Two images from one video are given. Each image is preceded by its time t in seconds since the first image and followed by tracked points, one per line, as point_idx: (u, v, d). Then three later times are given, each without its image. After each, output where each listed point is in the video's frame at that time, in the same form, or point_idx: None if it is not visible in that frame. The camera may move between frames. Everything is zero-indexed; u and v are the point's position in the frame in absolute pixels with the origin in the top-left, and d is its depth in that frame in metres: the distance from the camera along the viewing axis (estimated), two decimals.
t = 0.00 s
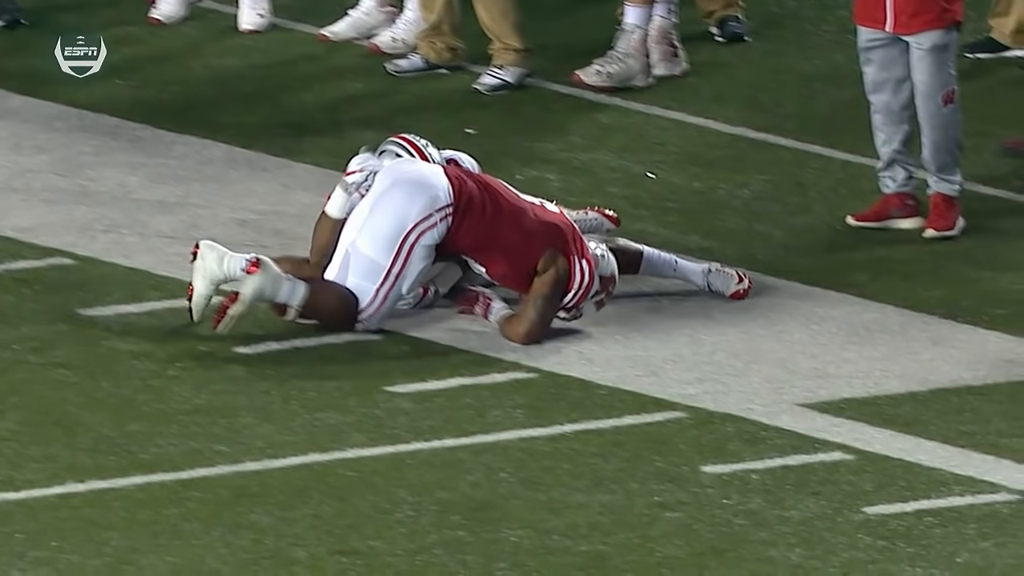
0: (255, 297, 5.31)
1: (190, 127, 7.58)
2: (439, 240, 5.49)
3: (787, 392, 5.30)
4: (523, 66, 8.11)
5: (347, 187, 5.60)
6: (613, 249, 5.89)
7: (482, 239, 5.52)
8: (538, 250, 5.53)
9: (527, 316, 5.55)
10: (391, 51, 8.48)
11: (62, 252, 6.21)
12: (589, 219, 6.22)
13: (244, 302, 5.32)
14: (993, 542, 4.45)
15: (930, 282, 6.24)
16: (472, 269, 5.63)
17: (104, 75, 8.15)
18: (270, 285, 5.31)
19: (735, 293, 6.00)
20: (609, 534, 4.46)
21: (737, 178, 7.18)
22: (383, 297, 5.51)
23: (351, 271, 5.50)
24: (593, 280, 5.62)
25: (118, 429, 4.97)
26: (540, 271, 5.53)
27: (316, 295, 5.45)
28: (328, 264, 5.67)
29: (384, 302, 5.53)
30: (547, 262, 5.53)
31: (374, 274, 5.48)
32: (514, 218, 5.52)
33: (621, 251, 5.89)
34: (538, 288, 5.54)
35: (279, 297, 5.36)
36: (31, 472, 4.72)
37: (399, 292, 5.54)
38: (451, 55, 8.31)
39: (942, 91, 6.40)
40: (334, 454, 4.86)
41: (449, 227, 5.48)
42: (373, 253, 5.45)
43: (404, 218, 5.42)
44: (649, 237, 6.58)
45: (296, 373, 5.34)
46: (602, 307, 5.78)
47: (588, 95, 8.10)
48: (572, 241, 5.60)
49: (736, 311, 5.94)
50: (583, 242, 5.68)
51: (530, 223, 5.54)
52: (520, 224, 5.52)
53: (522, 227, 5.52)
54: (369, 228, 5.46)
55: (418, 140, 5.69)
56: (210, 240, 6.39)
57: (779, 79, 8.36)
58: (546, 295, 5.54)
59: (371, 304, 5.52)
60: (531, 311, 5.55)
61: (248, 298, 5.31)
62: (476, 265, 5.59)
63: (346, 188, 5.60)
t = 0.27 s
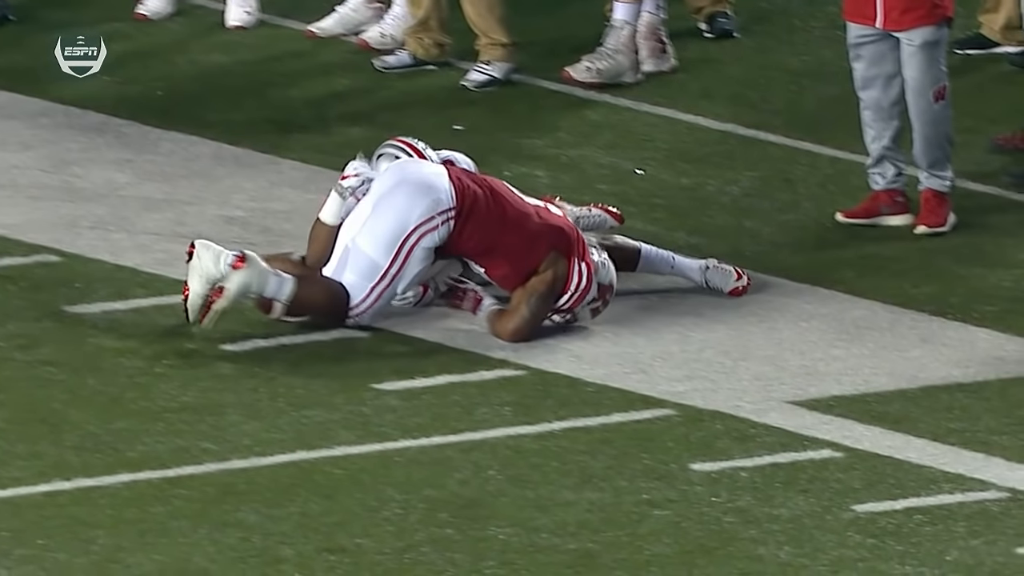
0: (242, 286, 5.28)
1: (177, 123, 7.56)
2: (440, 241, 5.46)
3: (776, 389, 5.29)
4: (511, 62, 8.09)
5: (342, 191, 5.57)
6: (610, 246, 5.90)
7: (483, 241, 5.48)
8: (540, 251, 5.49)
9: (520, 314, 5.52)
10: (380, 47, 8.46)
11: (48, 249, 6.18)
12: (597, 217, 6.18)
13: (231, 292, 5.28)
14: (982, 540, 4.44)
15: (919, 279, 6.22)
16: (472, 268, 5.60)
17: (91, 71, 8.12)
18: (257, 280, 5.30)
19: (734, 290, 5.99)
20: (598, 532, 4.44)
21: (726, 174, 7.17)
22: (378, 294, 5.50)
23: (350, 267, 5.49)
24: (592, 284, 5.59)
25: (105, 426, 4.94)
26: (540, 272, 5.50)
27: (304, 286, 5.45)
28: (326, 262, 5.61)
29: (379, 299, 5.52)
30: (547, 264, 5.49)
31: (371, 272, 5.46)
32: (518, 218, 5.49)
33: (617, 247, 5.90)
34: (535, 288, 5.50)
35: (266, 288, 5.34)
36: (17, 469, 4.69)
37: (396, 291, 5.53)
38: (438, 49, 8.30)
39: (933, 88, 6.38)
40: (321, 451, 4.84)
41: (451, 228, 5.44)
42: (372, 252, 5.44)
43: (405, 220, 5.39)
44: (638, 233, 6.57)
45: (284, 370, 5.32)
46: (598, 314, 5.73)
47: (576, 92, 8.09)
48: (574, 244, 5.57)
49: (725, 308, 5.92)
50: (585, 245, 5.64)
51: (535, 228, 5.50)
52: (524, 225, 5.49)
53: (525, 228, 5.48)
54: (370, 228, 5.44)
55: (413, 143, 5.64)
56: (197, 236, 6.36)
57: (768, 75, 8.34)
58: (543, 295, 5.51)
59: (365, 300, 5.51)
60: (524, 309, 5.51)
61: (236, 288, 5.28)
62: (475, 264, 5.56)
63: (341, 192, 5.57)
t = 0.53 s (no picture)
0: (230, 281, 5.27)
1: (163, 119, 7.53)
2: (442, 243, 5.42)
3: (765, 386, 5.27)
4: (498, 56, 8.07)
5: (340, 191, 5.54)
6: (608, 244, 5.87)
7: (486, 243, 5.45)
8: (541, 254, 5.49)
9: (511, 312, 5.48)
10: (369, 42, 8.43)
11: (34, 246, 6.15)
12: (600, 215, 6.20)
13: (219, 288, 5.27)
14: (973, 537, 4.42)
15: (909, 276, 6.21)
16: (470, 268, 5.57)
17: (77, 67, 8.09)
18: (243, 275, 5.29)
19: (734, 287, 5.99)
20: (587, 530, 4.42)
21: (715, 171, 7.15)
22: (374, 291, 5.47)
23: (348, 264, 5.46)
24: (590, 288, 5.58)
25: (91, 424, 4.92)
26: (540, 274, 5.48)
27: (293, 280, 5.42)
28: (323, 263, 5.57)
29: (374, 295, 5.49)
30: (548, 266, 5.48)
31: (370, 271, 5.44)
32: (520, 221, 5.48)
33: (615, 245, 5.87)
34: (531, 288, 5.47)
35: (254, 283, 5.33)
36: (3, 467, 4.66)
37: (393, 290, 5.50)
38: (426, 45, 8.27)
39: (925, 84, 6.36)
40: (308, 449, 4.81)
41: (454, 230, 5.41)
42: (371, 252, 5.40)
43: (407, 222, 5.36)
44: (626, 230, 6.54)
45: (271, 367, 5.30)
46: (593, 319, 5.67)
47: (565, 88, 8.06)
48: (575, 248, 5.56)
49: (715, 305, 5.91)
50: (585, 249, 5.63)
51: (539, 233, 5.49)
52: (526, 228, 5.48)
53: (528, 231, 5.48)
54: (371, 227, 5.40)
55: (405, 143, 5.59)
56: (184, 233, 6.33)
57: (758, 71, 8.33)
58: (537, 295, 5.47)
59: (360, 296, 5.48)
60: (516, 307, 5.48)
61: (224, 284, 5.27)
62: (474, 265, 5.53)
63: (340, 192, 5.54)
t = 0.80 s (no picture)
0: (217, 273, 5.26)
1: (150, 116, 7.49)
2: (443, 245, 5.38)
3: (755, 384, 5.25)
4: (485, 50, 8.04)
5: (342, 190, 5.46)
6: (606, 242, 5.83)
7: (486, 243, 5.41)
8: (541, 258, 5.44)
9: (501, 313, 5.45)
10: (358, 38, 8.40)
11: (20, 243, 6.12)
12: (604, 211, 6.19)
13: (205, 280, 5.25)
14: (963, 536, 4.41)
15: (898, 273, 6.19)
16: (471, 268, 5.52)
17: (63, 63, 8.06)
18: (233, 268, 5.28)
19: (733, 284, 5.97)
20: (575, 528, 4.40)
21: (704, 167, 7.13)
22: (370, 289, 5.43)
23: (347, 262, 5.41)
24: (587, 294, 5.54)
25: (78, 422, 4.89)
26: (537, 278, 5.44)
27: (285, 277, 5.39)
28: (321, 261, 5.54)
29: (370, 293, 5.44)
30: (546, 271, 5.44)
31: (368, 270, 5.39)
32: (524, 224, 5.43)
33: (613, 243, 5.84)
34: (525, 292, 5.44)
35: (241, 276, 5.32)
36: None
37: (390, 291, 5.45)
38: (414, 41, 8.25)
39: (917, 80, 6.35)
40: (295, 447, 4.79)
41: (456, 232, 5.37)
42: (371, 251, 5.36)
43: (410, 223, 5.32)
44: (615, 226, 6.52)
45: (258, 365, 5.27)
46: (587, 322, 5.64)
47: (554, 84, 8.04)
48: (576, 253, 5.51)
49: (704, 302, 5.89)
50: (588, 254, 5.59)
51: (541, 236, 5.44)
52: (529, 231, 5.43)
53: (530, 234, 5.43)
54: (373, 226, 5.36)
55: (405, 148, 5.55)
56: (171, 230, 6.30)
57: (747, 67, 8.31)
58: (530, 300, 5.44)
59: (355, 293, 5.43)
60: (508, 309, 5.45)
61: (211, 276, 5.26)
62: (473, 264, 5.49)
63: (341, 192, 5.46)
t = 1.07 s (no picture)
0: (207, 266, 5.22)
1: (137, 112, 7.46)
2: (444, 246, 5.36)
3: (745, 381, 5.23)
4: (472, 45, 8.03)
5: (346, 190, 5.43)
6: (605, 241, 5.83)
7: (486, 243, 5.40)
8: (541, 262, 5.44)
9: (493, 313, 5.42)
10: (348, 34, 8.38)
11: (6, 240, 6.08)
12: (608, 207, 6.11)
13: (196, 273, 5.22)
14: (955, 534, 4.39)
15: (889, 269, 6.17)
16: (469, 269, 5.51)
17: (50, 59, 8.02)
18: (224, 261, 5.25)
19: (730, 280, 5.95)
20: (565, 527, 4.38)
21: (694, 164, 7.11)
22: (366, 287, 5.38)
23: (346, 260, 5.38)
24: (585, 301, 5.53)
25: (64, 419, 4.86)
26: (536, 283, 5.44)
27: (277, 273, 5.36)
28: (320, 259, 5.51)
29: (366, 291, 5.39)
30: (545, 276, 5.44)
31: (367, 269, 5.36)
32: (526, 228, 5.42)
33: (611, 241, 5.84)
34: (520, 295, 5.42)
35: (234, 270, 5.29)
36: None
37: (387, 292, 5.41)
38: (402, 37, 8.22)
39: (909, 76, 6.34)
40: (283, 445, 4.76)
41: (459, 234, 5.36)
42: (372, 250, 5.33)
43: (413, 222, 5.30)
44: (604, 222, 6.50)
45: (246, 362, 5.24)
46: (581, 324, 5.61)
47: (543, 80, 8.01)
48: (577, 259, 5.50)
49: (693, 300, 5.87)
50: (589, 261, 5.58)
51: (543, 239, 5.43)
52: (531, 235, 5.42)
53: (532, 238, 5.42)
54: (375, 224, 5.33)
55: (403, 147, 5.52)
56: (158, 226, 6.27)
57: (737, 63, 8.29)
58: (525, 303, 5.42)
59: (351, 291, 5.39)
60: (500, 310, 5.42)
61: (201, 269, 5.22)
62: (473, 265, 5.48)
63: (342, 194, 5.45)
